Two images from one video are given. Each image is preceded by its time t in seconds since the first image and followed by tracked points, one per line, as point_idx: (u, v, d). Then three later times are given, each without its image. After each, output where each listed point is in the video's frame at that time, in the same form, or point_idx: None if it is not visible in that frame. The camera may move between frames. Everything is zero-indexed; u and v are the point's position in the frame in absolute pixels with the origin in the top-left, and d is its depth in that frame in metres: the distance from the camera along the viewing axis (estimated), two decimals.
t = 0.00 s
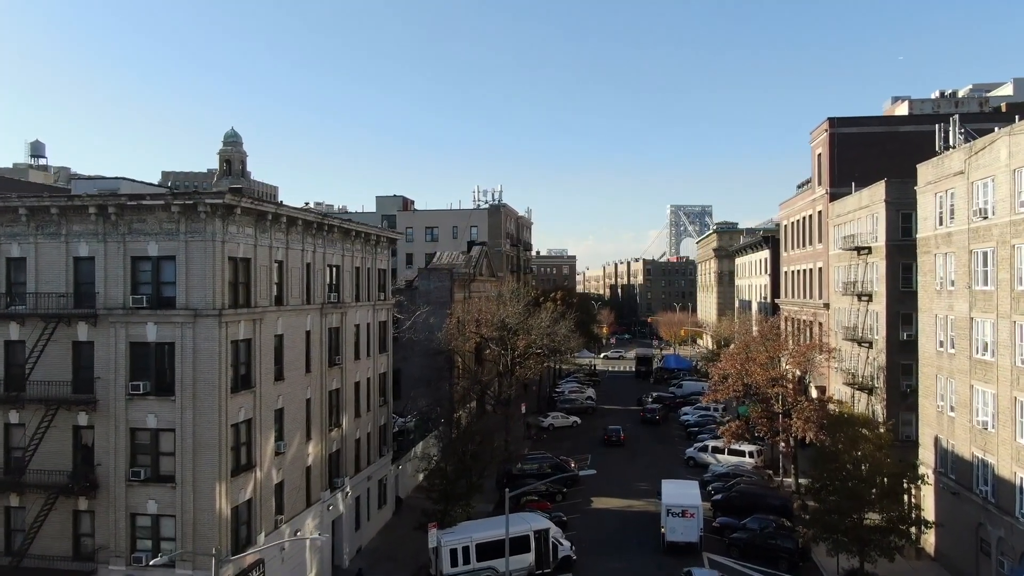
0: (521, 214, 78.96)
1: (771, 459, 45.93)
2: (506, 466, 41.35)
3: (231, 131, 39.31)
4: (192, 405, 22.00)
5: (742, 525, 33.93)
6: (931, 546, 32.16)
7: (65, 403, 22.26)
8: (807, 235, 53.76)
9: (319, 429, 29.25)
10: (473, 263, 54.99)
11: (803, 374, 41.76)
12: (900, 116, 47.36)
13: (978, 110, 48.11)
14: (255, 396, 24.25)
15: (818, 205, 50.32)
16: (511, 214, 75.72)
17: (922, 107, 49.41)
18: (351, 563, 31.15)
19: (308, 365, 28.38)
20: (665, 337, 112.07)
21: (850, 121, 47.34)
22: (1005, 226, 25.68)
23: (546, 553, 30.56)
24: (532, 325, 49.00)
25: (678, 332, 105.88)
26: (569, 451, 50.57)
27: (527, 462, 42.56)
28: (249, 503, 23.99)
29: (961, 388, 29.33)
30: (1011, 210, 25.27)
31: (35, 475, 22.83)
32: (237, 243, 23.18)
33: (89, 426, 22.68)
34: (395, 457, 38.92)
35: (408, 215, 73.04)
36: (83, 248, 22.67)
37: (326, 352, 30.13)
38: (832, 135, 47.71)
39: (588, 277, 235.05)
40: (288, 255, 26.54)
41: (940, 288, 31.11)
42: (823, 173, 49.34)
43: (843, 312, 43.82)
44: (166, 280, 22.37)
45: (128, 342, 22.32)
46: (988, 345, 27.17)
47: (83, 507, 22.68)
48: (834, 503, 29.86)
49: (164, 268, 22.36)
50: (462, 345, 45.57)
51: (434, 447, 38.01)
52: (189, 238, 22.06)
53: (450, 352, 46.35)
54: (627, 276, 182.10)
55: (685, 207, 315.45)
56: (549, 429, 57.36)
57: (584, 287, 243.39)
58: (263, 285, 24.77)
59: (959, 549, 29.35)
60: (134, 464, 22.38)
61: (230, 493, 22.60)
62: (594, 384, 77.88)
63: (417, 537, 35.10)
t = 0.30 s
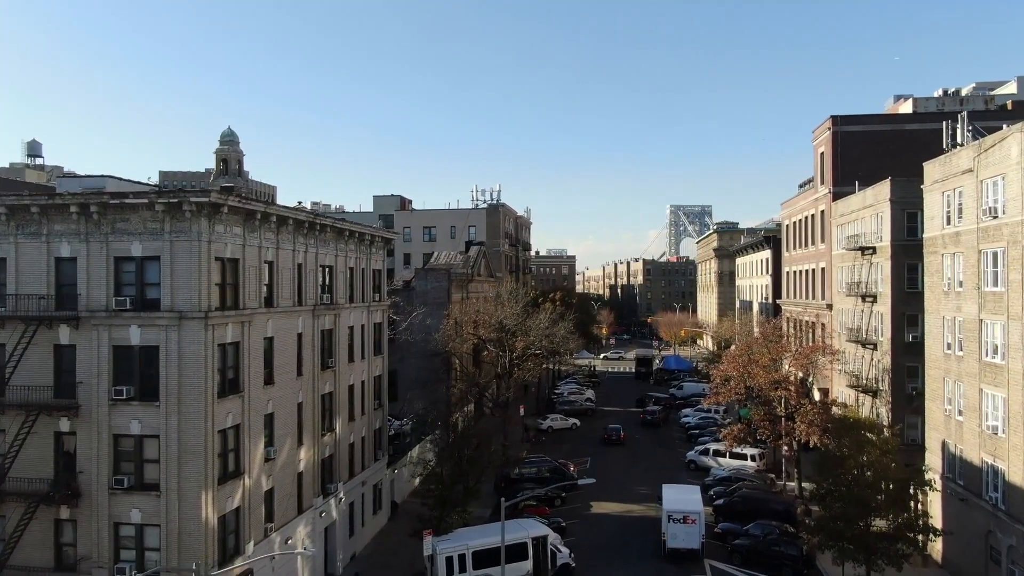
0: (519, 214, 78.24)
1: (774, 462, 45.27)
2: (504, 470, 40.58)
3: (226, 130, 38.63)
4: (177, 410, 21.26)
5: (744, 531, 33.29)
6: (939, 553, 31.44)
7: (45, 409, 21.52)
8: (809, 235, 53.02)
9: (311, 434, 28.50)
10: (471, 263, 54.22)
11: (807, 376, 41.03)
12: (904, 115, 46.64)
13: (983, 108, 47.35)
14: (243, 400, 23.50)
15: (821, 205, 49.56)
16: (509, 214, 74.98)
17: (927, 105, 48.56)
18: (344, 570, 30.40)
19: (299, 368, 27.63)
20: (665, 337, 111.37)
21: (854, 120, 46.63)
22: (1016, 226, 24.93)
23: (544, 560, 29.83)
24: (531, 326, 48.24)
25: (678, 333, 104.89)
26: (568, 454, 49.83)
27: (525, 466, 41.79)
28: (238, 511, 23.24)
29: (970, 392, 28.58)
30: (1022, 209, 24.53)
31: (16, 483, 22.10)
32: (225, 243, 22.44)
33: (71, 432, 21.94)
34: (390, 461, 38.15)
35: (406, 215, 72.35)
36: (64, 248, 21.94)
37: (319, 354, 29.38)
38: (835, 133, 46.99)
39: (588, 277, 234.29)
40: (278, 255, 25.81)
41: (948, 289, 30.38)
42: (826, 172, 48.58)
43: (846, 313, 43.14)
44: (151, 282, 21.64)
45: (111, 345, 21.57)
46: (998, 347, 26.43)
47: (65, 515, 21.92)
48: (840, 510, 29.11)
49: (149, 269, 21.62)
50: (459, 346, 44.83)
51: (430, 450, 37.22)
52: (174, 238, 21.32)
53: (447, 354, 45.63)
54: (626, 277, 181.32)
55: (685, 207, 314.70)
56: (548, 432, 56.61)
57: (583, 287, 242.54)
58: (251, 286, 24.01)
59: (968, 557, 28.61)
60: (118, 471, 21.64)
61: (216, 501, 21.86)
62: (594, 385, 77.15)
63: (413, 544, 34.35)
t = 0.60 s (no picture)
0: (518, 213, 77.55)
1: (776, 466, 44.56)
2: (502, 474, 39.83)
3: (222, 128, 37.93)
4: (161, 416, 20.52)
5: (747, 538, 32.55)
6: (947, 561, 30.70)
7: (25, 415, 20.77)
8: (811, 235, 52.35)
9: (303, 439, 27.75)
10: (469, 263, 53.43)
11: (811, 378, 40.21)
12: (908, 113, 45.91)
13: (988, 106, 46.65)
14: (231, 406, 22.74)
15: (824, 204, 48.83)
16: (507, 214, 74.27)
17: (931, 103, 47.79)
18: None
19: (290, 372, 26.87)
20: (665, 338, 110.66)
21: (857, 118, 45.92)
22: None
23: (542, 568, 29.12)
24: (529, 327, 47.49)
25: (678, 333, 103.86)
26: (567, 457, 49.10)
27: (523, 470, 41.05)
28: (225, 520, 22.50)
29: (979, 396, 27.84)
30: None
31: None
32: (211, 243, 21.69)
33: (52, 439, 21.19)
34: (386, 466, 37.40)
35: (403, 214, 71.56)
36: (44, 249, 21.19)
37: (311, 357, 28.63)
38: (838, 132, 46.28)
39: (587, 277, 233.38)
40: (268, 256, 25.05)
41: (956, 290, 29.65)
42: (829, 171, 47.87)
43: (850, 314, 42.42)
44: (134, 283, 20.87)
45: (93, 349, 20.82)
46: (1008, 350, 25.71)
47: (46, 525, 21.18)
48: (845, 518, 27.91)
49: (132, 270, 20.86)
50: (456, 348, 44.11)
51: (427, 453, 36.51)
52: (158, 237, 20.56)
53: (444, 356, 44.89)
54: (626, 277, 180.57)
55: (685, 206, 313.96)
56: (547, 434, 55.87)
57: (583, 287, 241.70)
58: (240, 288, 23.26)
59: (978, 565, 27.87)
60: (100, 479, 20.89)
61: (202, 511, 21.10)
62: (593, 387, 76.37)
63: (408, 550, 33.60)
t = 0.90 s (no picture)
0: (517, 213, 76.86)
1: (778, 470, 43.85)
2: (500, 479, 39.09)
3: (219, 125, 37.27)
4: (144, 423, 19.77)
5: (750, 545, 31.82)
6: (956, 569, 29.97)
7: (4, 422, 20.03)
8: (813, 235, 51.64)
9: (294, 445, 26.99)
10: (467, 263, 52.69)
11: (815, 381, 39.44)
12: (913, 110, 45.17)
13: (993, 103, 45.90)
14: (218, 411, 21.98)
15: (826, 203, 48.13)
16: (506, 214, 73.55)
17: (936, 100, 47.03)
18: None
19: (281, 375, 26.10)
20: (665, 338, 110.01)
21: (861, 116, 45.19)
22: None
23: None
24: (528, 329, 46.71)
25: (678, 334, 103.20)
26: (566, 460, 48.35)
27: (521, 474, 40.30)
28: (212, 529, 21.75)
29: (989, 400, 27.08)
30: None
31: None
32: (197, 243, 20.92)
33: (31, 447, 20.44)
34: (381, 470, 36.65)
35: (401, 214, 70.80)
36: (24, 249, 20.45)
37: (303, 360, 27.87)
38: (842, 130, 45.55)
39: (587, 277, 232.63)
40: (258, 256, 24.28)
41: (964, 291, 28.91)
42: (832, 170, 47.16)
43: (855, 315, 41.69)
44: (117, 284, 20.12)
45: (74, 353, 20.07)
46: (1020, 353, 24.96)
47: (25, 535, 20.43)
48: (852, 526, 27.05)
49: (114, 271, 20.11)
50: (453, 350, 43.36)
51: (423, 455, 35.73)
52: (140, 237, 19.80)
53: (441, 358, 44.12)
54: (626, 277, 179.82)
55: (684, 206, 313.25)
56: (546, 437, 55.13)
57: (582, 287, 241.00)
58: (227, 289, 22.50)
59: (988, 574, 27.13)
60: (81, 488, 20.14)
61: (187, 521, 20.35)
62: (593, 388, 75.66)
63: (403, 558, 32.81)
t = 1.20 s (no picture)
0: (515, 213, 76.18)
1: (781, 474, 43.15)
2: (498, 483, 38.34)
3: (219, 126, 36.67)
4: (126, 430, 19.04)
5: (753, 552, 31.10)
6: None
7: None
8: (816, 235, 50.91)
9: (285, 451, 26.23)
10: (465, 264, 51.94)
11: (818, 383, 38.69)
12: (918, 108, 44.46)
13: (1000, 101, 45.14)
14: (204, 417, 21.22)
15: (830, 203, 47.43)
16: (505, 213, 72.88)
17: (941, 98, 46.32)
18: None
19: (271, 380, 25.34)
20: (665, 338, 109.31)
21: (865, 113, 44.43)
22: None
23: None
24: (526, 330, 45.95)
25: (678, 334, 102.49)
26: (565, 463, 47.61)
27: (520, 479, 39.55)
28: (198, 539, 20.99)
29: (999, 404, 26.33)
30: None
31: None
32: (181, 243, 20.18)
33: (9, 454, 19.67)
34: (376, 475, 35.90)
35: (399, 214, 70.04)
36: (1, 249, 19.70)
37: (294, 364, 27.12)
38: (845, 128, 44.81)
39: (587, 277, 231.83)
40: (246, 257, 23.54)
41: (973, 293, 28.17)
42: (835, 168, 46.43)
43: (859, 316, 40.96)
44: (98, 286, 19.37)
45: (53, 357, 19.32)
46: None
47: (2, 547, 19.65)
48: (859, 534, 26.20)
49: (96, 272, 19.36)
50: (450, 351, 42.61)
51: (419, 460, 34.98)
52: (122, 237, 19.05)
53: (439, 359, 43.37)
54: (626, 277, 179.03)
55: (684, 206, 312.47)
56: (545, 439, 54.38)
57: (582, 287, 240.23)
58: (214, 291, 21.74)
59: None
60: (61, 498, 19.39)
61: (171, 531, 19.59)
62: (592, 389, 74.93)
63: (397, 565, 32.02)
